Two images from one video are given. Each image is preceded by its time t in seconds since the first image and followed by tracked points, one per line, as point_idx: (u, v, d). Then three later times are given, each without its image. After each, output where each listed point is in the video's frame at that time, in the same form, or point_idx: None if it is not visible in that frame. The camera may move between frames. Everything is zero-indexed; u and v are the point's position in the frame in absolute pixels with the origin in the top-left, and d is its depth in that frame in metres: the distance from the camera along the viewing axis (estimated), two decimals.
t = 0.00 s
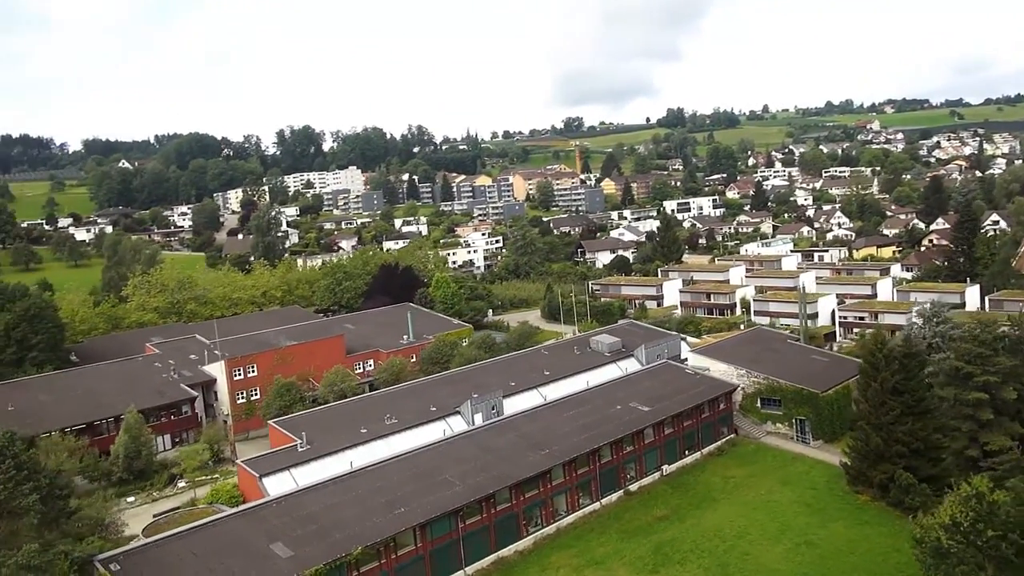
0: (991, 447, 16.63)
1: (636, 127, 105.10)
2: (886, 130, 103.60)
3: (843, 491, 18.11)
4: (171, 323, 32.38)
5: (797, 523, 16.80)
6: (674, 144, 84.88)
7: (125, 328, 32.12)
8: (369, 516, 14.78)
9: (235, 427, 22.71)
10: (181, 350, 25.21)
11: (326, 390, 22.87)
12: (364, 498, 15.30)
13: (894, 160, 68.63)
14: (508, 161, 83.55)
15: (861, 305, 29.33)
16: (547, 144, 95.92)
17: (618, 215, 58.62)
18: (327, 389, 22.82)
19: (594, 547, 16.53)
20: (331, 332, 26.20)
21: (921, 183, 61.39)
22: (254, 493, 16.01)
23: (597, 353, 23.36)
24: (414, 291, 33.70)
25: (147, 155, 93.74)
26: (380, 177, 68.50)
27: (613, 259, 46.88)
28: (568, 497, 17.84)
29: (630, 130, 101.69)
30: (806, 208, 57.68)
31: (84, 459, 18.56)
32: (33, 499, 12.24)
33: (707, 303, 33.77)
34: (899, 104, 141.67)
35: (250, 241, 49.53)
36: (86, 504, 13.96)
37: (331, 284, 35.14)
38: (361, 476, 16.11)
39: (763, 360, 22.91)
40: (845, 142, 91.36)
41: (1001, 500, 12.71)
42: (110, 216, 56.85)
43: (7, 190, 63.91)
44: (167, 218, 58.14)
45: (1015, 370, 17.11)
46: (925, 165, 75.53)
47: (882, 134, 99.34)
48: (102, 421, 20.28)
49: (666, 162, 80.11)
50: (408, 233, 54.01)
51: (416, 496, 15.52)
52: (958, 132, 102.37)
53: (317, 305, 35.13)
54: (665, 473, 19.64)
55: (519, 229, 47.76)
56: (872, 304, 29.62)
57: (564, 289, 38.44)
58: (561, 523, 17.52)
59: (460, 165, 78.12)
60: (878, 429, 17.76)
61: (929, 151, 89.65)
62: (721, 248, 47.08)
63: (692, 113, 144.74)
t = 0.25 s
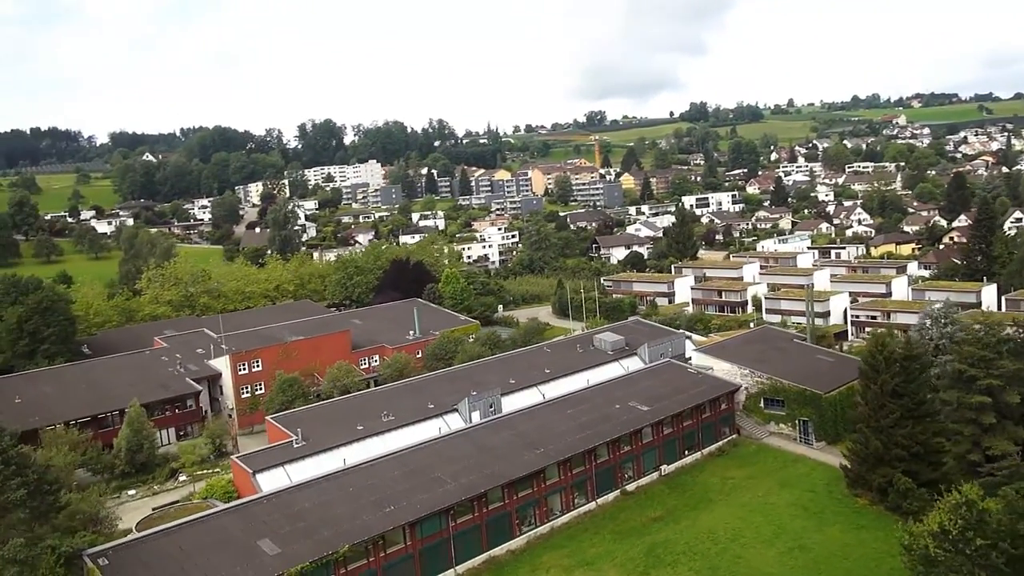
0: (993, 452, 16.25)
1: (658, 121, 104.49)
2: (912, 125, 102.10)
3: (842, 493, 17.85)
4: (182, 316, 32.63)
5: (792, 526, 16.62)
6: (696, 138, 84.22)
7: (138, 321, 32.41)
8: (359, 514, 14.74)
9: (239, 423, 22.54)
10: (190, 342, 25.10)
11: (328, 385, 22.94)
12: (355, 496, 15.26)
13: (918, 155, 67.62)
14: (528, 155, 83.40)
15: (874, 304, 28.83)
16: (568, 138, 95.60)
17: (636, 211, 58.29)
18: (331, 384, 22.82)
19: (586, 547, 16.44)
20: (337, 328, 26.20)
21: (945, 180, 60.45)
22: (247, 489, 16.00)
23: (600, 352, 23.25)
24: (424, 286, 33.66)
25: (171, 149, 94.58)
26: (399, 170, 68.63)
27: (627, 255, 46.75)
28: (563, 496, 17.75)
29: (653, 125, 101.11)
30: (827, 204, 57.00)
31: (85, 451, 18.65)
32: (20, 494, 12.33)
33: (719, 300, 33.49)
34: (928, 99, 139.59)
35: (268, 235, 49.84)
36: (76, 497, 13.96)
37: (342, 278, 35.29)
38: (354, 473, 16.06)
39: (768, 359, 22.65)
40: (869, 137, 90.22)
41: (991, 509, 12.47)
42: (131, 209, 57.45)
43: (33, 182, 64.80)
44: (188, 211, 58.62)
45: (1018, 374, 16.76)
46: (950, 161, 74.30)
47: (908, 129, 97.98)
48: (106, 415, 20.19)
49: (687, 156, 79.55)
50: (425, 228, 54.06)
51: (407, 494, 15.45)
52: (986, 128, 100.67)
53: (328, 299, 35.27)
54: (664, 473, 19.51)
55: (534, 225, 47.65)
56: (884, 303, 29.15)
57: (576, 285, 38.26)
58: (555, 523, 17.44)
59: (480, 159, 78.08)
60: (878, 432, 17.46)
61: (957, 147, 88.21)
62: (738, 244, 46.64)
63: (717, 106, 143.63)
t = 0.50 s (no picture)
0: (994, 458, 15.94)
1: (681, 115, 103.72)
2: (940, 120, 100.52)
3: (840, 496, 17.63)
4: (194, 308, 32.89)
5: (786, 529, 16.48)
6: (718, 133, 83.47)
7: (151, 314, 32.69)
8: (349, 510, 14.71)
9: (243, 418, 22.71)
10: (197, 335, 25.21)
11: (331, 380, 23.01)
12: (346, 492, 15.23)
13: (943, 151, 66.51)
14: (548, 149, 83.16)
15: (886, 303, 28.42)
16: (590, 132, 95.20)
17: (653, 206, 57.93)
18: (334, 379, 22.82)
19: (578, 548, 16.36)
20: (343, 323, 26.23)
21: (969, 176, 59.45)
22: (241, 484, 15.98)
23: (602, 350, 23.19)
24: (433, 281, 33.67)
25: (195, 142, 95.32)
26: (418, 165, 68.72)
27: (642, 251, 46.47)
28: (557, 496, 17.67)
29: (675, 119, 100.40)
30: (848, 200, 56.28)
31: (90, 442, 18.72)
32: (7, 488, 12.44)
33: (730, 298, 33.19)
34: (957, 93, 137.33)
35: (284, 228, 50.11)
36: (67, 490, 13.97)
37: (353, 273, 35.39)
38: (346, 470, 16.02)
39: (772, 359, 22.38)
40: (895, 132, 88.94)
41: (978, 517, 12.27)
42: (152, 201, 58.01)
43: (58, 174, 65.61)
44: (208, 204, 59.10)
45: (1021, 378, 16.46)
46: (977, 157, 73.06)
47: (935, 124, 96.47)
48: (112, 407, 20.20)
49: (708, 151, 78.92)
50: (442, 222, 54.11)
51: (398, 492, 15.41)
52: (1016, 123, 98.91)
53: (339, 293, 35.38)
54: (661, 474, 19.42)
55: (549, 220, 47.49)
56: (897, 302, 28.69)
57: (589, 281, 38.08)
58: (548, 522, 17.37)
59: (499, 153, 77.96)
60: (876, 436, 17.17)
61: (984, 143, 86.73)
62: (755, 241, 46.17)
63: (742, 100, 142.33)
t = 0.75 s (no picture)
0: (991, 463, 15.66)
1: (704, 110, 102.96)
2: (969, 115, 98.91)
3: (836, 500, 17.48)
4: (206, 301, 33.25)
5: (779, 532, 16.36)
6: (740, 127, 82.79)
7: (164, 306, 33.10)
8: (338, 508, 14.80)
9: (247, 411, 23.16)
10: (204, 328, 25.48)
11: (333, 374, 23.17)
12: (336, 490, 15.34)
13: (968, 148, 65.43)
14: (569, 143, 82.95)
15: (896, 303, 28.08)
16: (611, 126, 94.80)
17: (671, 201, 57.61)
18: (336, 375, 22.93)
19: (569, 548, 16.34)
20: (349, 318, 26.40)
21: (994, 172, 58.50)
22: (235, 479, 16.17)
23: (604, 348, 23.19)
24: (444, 276, 33.75)
25: (219, 134, 96.12)
26: (437, 158, 68.83)
27: (656, 247, 46.27)
28: (551, 495, 17.68)
29: (698, 113, 99.66)
30: (869, 197, 55.62)
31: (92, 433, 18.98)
32: None
33: (741, 296, 32.97)
34: (988, 88, 135.04)
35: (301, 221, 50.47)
36: (59, 485, 14.29)
37: (365, 267, 35.57)
38: (339, 467, 16.14)
39: (775, 359, 22.22)
40: (922, 127, 87.67)
41: (963, 526, 12.09)
42: (173, 193, 58.66)
43: (82, 166, 66.53)
44: (227, 196, 59.64)
45: (1022, 383, 16.04)
46: (1004, 153, 71.86)
47: (962, 120, 94.94)
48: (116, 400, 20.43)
49: (730, 146, 78.34)
50: (458, 216, 54.20)
51: (388, 490, 15.48)
52: None
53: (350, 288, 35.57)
54: (658, 474, 19.36)
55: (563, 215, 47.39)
56: (908, 301, 28.29)
57: (601, 277, 37.99)
58: (541, 521, 17.38)
59: (519, 147, 77.86)
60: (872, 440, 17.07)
61: (1013, 139, 85.25)
62: (771, 238, 45.76)
63: (768, 94, 140.91)
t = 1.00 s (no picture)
0: (988, 471, 15.46)
1: (731, 103, 102.02)
2: (1002, 111, 97.07)
3: (832, 504, 17.32)
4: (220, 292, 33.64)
5: (771, 537, 16.24)
6: (766, 122, 81.95)
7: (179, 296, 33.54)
8: (328, 504, 14.92)
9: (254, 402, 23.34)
10: (213, 321, 25.79)
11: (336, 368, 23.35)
12: (326, 486, 15.47)
13: (997, 144, 64.27)
14: (593, 136, 82.61)
15: (909, 303, 27.71)
16: (635, 119, 94.34)
17: (692, 196, 57.21)
18: (340, 368, 23.10)
19: (560, 547, 16.33)
20: (357, 312, 26.57)
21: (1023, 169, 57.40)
22: (229, 473, 16.37)
23: (607, 347, 23.14)
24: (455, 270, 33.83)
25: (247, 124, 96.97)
26: (459, 151, 68.92)
27: (673, 242, 46.00)
28: (545, 493, 17.69)
29: (725, 107, 98.79)
30: (893, 193, 54.86)
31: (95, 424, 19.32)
32: None
33: (753, 294, 32.71)
34: None
35: (320, 213, 50.83)
36: (53, 478, 14.54)
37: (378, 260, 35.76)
38: (331, 463, 16.28)
39: (779, 360, 22.03)
40: (952, 123, 86.22)
41: (945, 536, 11.91)
42: (197, 183, 59.34)
43: (109, 155, 67.51)
44: (250, 187, 60.19)
45: (1021, 390, 15.92)
46: None
47: (994, 115, 93.26)
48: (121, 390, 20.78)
49: (754, 140, 77.59)
50: (477, 209, 54.26)
51: (379, 487, 15.58)
52: None
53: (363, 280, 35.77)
54: (655, 474, 19.30)
55: (581, 209, 47.31)
56: (922, 302, 27.88)
57: (614, 273, 37.87)
58: (534, 519, 17.40)
59: (542, 140, 77.78)
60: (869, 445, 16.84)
61: None
62: (790, 235, 45.31)
63: (798, 88, 139.30)
